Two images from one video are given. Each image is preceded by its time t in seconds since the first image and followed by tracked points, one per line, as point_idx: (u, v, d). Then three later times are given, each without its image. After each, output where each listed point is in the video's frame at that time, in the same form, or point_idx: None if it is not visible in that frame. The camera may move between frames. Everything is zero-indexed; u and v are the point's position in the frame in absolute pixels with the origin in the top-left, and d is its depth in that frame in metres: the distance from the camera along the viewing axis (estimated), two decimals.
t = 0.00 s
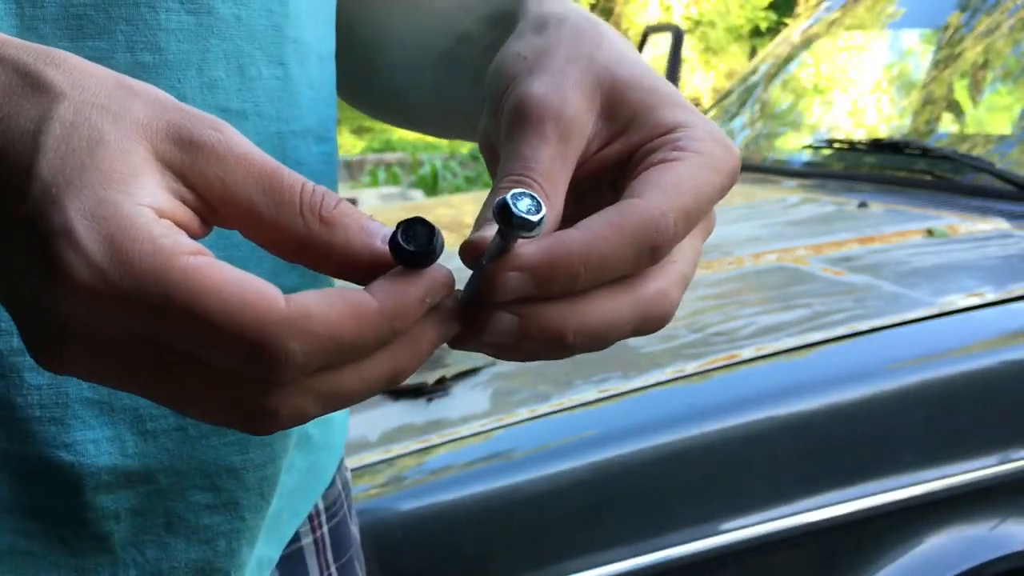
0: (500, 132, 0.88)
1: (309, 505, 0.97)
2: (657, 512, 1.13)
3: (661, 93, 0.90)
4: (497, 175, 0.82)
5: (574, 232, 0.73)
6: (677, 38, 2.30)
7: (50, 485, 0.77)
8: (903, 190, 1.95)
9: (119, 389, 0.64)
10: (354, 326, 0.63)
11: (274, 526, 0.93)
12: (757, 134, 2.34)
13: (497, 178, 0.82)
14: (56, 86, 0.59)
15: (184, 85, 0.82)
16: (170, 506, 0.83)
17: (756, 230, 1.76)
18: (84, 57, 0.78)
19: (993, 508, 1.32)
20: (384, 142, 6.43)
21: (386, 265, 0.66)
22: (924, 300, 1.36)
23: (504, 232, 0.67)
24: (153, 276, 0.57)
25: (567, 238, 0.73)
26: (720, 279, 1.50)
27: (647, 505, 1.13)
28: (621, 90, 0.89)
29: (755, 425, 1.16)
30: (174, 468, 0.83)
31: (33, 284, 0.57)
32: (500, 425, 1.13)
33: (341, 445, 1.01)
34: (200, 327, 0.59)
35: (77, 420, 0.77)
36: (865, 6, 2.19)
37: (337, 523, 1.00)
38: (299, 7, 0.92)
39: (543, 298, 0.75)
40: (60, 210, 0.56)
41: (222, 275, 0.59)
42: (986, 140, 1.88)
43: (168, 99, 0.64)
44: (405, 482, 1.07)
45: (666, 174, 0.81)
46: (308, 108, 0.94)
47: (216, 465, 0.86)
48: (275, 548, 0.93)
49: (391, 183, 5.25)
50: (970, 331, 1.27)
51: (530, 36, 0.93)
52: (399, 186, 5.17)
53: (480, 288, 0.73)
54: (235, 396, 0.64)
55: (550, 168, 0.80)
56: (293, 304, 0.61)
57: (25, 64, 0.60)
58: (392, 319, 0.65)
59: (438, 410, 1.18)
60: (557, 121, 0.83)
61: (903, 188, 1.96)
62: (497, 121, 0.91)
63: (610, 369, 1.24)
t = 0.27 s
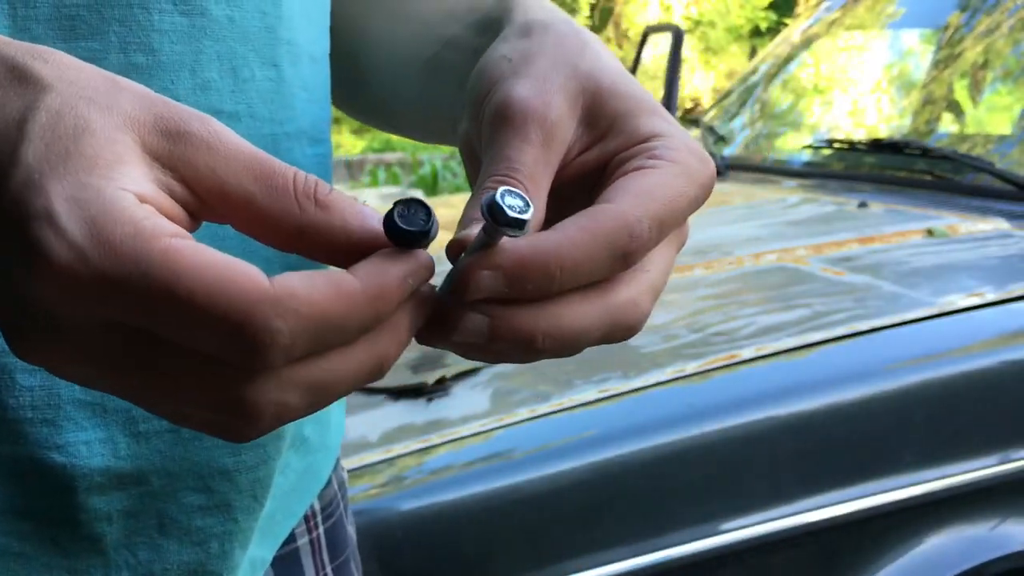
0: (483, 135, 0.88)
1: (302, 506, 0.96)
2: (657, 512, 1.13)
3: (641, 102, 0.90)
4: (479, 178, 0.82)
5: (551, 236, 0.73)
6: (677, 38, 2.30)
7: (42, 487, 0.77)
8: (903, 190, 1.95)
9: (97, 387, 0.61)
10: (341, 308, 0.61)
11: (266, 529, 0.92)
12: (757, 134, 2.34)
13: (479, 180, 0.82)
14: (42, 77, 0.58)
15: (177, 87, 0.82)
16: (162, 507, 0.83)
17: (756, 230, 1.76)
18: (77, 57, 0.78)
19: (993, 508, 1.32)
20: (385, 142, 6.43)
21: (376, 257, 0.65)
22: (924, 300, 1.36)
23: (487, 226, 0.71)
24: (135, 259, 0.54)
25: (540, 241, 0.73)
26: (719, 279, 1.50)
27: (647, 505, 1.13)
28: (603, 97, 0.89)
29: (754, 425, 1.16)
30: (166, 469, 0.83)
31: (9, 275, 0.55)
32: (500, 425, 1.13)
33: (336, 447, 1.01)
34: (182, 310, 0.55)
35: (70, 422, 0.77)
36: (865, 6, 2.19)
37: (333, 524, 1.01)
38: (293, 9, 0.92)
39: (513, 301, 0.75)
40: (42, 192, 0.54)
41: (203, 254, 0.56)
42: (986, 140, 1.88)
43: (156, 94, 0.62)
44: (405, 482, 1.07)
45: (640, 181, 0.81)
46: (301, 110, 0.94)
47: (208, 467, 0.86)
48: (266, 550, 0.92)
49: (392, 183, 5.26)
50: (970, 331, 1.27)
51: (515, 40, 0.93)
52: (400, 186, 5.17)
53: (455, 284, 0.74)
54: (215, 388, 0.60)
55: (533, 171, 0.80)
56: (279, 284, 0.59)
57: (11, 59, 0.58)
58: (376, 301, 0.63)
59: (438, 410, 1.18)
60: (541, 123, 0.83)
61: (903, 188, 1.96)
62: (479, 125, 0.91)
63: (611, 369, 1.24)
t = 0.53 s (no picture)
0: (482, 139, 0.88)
1: (302, 506, 0.96)
2: (657, 512, 1.13)
3: (639, 109, 0.90)
4: (479, 181, 0.82)
5: (550, 242, 0.73)
6: (677, 39, 2.30)
7: (44, 486, 0.77)
8: (902, 190, 1.95)
9: (99, 386, 0.61)
10: (341, 306, 0.61)
11: (267, 528, 0.92)
12: (757, 133, 2.34)
13: (479, 183, 0.82)
14: (43, 78, 0.58)
15: (177, 88, 0.82)
16: (163, 506, 0.83)
17: (755, 230, 1.76)
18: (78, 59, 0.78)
19: (993, 508, 1.32)
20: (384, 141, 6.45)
21: (379, 257, 0.65)
22: (924, 300, 1.36)
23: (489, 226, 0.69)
24: (136, 258, 0.54)
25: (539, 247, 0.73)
26: (719, 279, 1.50)
27: (647, 505, 1.13)
28: (601, 103, 0.89)
29: (754, 425, 1.16)
30: (167, 469, 0.83)
31: (10, 274, 0.55)
32: (500, 425, 1.13)
33: (336, 446, 1.01)
34: (182, 310, 0.55)
35: (71, 422, 0.77)
36: (865, 6, 2.20)
37: (333, 524, 1.01)
38: (293, 11, 0.92)
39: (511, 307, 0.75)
40: (43, 192, 0.54)
41: (203, 253, 0.56)
42: (986, 140, 1.88)
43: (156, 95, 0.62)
44: (405, 482, 1.08)
45: (639, 189, 0.81)
46: (301, 111, 0.94)
47: (209, 466, 0.85)
48: (266, 549, 0.92)
49: (392, 183, 5.26)
50: (970, 331, 1.27)
51: (514, 46, 0.93)
52: (400, 186, 5.17)
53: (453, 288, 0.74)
54: (215, 388, 0.60)
55: (533, 176, 0.80)
56: (280, 283, 0.58)
57: (12, 60, 0.58)
58: (375, 300, 0.63)
59: (438, 410, 1.18)
60: (541, 128, 0.83)
61: (903, 189, 1.97)
62: (479, 128, 0.91)
63: (610, 369, 1.24)
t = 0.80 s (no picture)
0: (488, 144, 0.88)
1: (305, 506, 0.96)
2: (657, 512, 1.13)
3: (645, 122, 0.90)
4: (484, 185, 0.82)
5: (557, 254, 0.74)
6: (677, 40, 2.30)
7: (47, 485, 0.76)
8: (902, 190, 1.97)
9: (91, 369, 0.58)
10: (341, 256, 0.56)
11: (271, 526, 0.92)
12: (757, 133, 2.34)
13: (484, 187, 0.82)
14: (38, 62, 0.57)
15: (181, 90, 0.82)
16: (166, 504, 0.83)
17: (755, 230, 1.77)
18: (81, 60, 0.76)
19: (993, 508, 1.32)
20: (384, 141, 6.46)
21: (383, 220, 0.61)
22: (924, 300, 1.36)
23: (497, 239, 0.67)
24: (124, 214, 0.50)
25: (548, 260, 0.73)
26: (719, 279, 1.50)
27: (647, 505, 1.13)
28: (607, 115, 0.89)
29: (754, 425, 1.16)
30: (170, 467, 0.83)
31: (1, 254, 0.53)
32: (501, 425, 1.13)
33: (338, 446, 1.01)
34: (172, 268, 0.51)
35: (74, 420, 0.76)
36: (865, 6, 2.21)
37: (334, 523, 1.00)
38: (293, 12, 0.93)
39: (516, 317, 0.75)
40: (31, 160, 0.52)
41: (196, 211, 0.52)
42: (986, 140, 1.88)
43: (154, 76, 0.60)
44: (405, 481, 1.08)
45: (644, 204, 0.81)
46: (303, 111, 0.94)
47: (211, 466, 0.86)
48: (270, 548, 0.93)
49: (392, 183, 5.26)
50: (970, 331, 1.27)
51: (521, 54, 0.93)
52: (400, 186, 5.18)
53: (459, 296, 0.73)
54: (203, 367, 0.56)
55: (538, 182, 0.80)
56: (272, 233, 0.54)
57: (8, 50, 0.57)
58: (377, 255, 0.58)
59: (438, 410, 1.18)
60: (547, 135, 0.83)
61: (903, 189, 1.97)
62: (483, 133, 0.91)
63: (611, 369, 1.24)
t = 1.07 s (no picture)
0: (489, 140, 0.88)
1: (307, 505, 0.96)
2: (657, 512, 1.13)
3: (646, 121, 0.90)
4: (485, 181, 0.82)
5: (558, 250, 0.74)
6: (677, 39, 2.30)
7: (51, 481, 0.76)
8: (902, 190, 1.97)
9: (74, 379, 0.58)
10: (319, 274, 0.56)
11: (274, 524, 0.92)
12: (757, 133, 2.34)
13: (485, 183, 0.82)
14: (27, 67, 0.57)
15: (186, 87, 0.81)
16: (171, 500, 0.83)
17: (755, 230, 1.76)
18: (86, 57, 0.76)
19: (993, 508, 1.32)
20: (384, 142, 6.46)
21: (367, 227, 0.61)
22: (924, 300, 1.36)
23: (499, 237, 0.67)
24: (102, 224, 0.51)
25: (549, 256, 0.73)
26: (719, 279, 1.50)
27: (647, 505, 1.13)
28: (608, 113, 0.89)
29: (753, 425, 1.16)
30: (175, 462, 0.83)
31: None
32: (501, 425, 1.13)
33: (340, 444, 1.01)
34: (149, 278, 0.52)
35: (80, 415, 0.76)
36: (865, 6, 2.21)
37: (337, 521, 1.00)
38: (296, 10, 0.93)
39: (518, 314, 0.75)
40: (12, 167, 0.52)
41: (172, 225, 0.52)
42: (986, 139, 1.88)
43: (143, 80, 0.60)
44: (405, 481, 1.08)
45: (645, 201, 0.81)
46: (307, 109, 0.94)
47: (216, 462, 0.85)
48: (274, 546, 0.92)
49: (392, 184, 5.26)
50: (970, 331, 1.27)
51: (522, 52, 0.93)
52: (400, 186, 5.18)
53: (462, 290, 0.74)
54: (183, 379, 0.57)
55: (539, 178, 0.80)
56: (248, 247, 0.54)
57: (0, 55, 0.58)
58: (358, 268, 0.58)
59: (438, 410, 1.18)
60: (549, 131, 0.83)
61: (903, 189, 1.97)
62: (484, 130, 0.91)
63: (611, 369, 1.24)
